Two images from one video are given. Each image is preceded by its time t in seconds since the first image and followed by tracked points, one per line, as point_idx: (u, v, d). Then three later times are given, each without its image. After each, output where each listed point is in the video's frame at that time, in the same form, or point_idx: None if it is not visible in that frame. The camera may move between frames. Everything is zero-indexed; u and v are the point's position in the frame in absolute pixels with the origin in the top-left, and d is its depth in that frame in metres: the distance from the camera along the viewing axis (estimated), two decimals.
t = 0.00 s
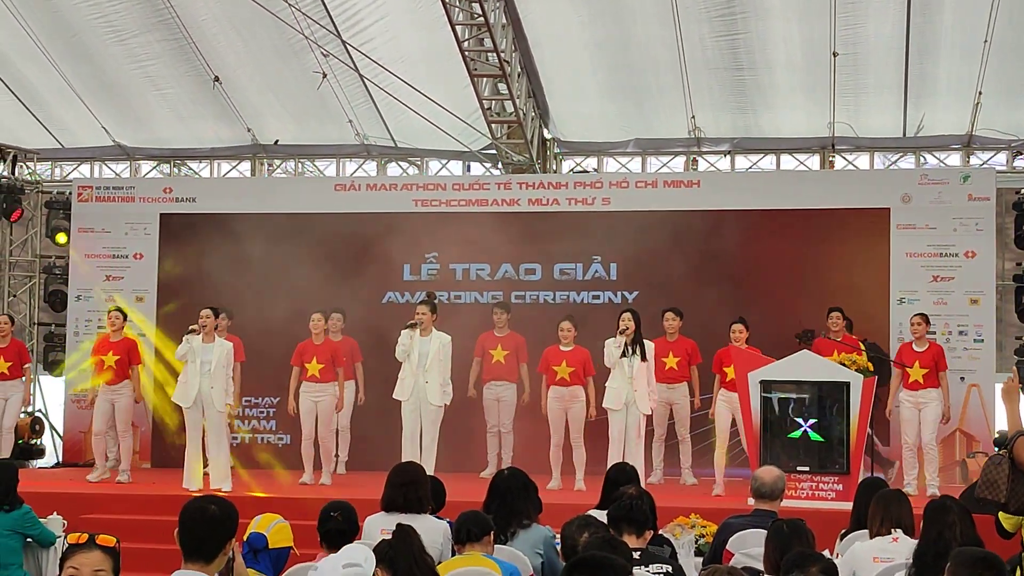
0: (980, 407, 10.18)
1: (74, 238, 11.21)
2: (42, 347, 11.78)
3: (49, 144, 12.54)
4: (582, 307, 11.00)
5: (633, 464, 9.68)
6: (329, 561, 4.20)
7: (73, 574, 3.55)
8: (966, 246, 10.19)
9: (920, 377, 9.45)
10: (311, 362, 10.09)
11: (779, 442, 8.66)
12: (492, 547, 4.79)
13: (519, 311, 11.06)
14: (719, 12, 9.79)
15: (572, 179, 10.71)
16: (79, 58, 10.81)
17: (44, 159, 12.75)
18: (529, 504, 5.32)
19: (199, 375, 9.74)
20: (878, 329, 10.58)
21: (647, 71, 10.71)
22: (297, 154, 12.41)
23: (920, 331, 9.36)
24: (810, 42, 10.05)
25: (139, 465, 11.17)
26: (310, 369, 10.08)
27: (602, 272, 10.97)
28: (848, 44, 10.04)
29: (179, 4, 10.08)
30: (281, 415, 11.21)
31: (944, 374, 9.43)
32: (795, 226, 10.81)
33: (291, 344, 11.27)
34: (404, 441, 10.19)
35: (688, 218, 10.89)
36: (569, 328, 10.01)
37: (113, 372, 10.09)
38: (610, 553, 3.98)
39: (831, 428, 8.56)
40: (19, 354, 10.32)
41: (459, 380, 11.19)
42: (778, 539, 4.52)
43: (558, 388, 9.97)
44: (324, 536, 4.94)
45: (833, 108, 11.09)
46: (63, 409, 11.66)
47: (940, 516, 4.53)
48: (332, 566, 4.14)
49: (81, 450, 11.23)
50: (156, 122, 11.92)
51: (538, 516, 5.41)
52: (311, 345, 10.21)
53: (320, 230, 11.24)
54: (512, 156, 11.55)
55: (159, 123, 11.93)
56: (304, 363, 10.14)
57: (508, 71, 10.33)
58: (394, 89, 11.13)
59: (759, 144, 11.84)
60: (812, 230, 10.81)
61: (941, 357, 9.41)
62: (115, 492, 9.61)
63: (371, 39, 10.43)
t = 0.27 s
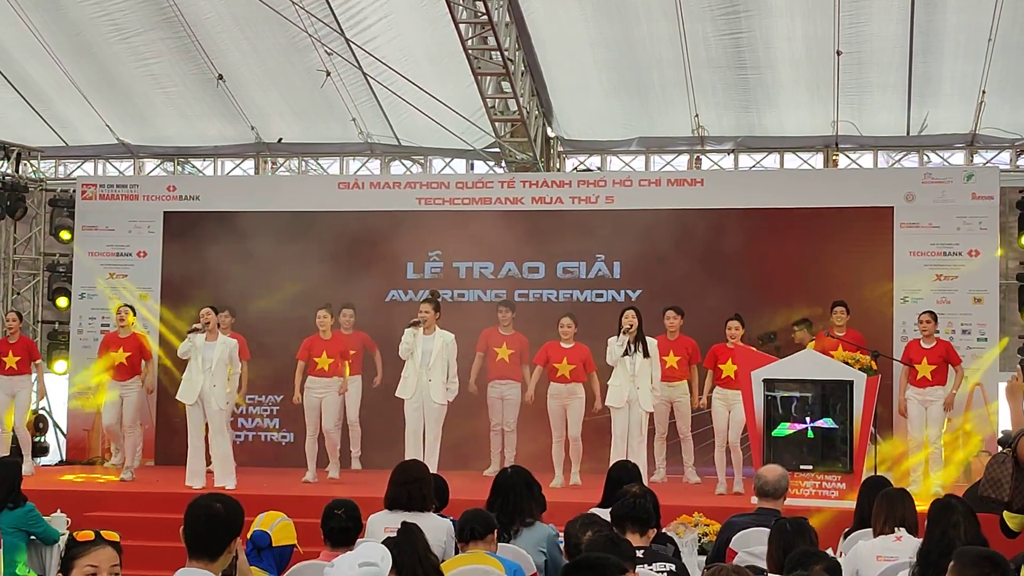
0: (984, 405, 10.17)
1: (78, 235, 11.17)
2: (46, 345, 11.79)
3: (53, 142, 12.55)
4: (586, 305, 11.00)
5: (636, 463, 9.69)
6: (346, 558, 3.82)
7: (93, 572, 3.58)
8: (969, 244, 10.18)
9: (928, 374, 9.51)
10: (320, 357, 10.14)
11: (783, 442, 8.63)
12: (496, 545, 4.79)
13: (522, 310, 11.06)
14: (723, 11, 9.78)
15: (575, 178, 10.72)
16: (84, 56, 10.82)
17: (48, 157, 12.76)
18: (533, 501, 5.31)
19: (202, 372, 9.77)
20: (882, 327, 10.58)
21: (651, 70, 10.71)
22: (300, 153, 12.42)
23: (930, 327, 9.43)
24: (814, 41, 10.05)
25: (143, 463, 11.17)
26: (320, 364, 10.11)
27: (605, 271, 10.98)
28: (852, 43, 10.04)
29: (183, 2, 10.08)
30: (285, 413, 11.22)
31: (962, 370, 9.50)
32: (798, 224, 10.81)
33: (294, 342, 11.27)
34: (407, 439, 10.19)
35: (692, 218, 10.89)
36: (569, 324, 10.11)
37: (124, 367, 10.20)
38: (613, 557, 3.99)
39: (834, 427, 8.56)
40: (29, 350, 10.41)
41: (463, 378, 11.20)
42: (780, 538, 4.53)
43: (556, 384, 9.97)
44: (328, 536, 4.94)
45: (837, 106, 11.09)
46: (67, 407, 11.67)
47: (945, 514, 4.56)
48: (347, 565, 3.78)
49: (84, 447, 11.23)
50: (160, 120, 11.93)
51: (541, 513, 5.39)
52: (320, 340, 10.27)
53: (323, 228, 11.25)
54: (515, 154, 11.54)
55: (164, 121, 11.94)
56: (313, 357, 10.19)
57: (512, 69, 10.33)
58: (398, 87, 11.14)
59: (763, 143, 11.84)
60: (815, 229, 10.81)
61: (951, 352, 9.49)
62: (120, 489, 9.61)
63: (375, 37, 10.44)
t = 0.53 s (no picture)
0: (987, 405, 10.16)
1: (81, 234, 11.22)
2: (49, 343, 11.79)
3: (56, 140, 12.56)
4: (589, 304, 10.99)
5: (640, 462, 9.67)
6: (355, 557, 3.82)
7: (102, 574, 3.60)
8: (973, 244, 10.17)
9: (933, 374, 9.45)
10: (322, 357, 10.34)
11: (786, 441, 8.62)
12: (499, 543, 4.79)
13: (526, 308, 11.05)
14: (727, 9, 9.77)
15: (578, 177, 10.80)
16: (88, 54, 10.82)
17: (52, 155, 12.77)
18: (535, 500, 5.30)
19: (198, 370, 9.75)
20: (885, 326, 10.57)
21: (655, 68, 10.70)
22: (304, 151, 12.42)
23: (935, 327, 9.39)
24: (818, 39, 10.03)
25: (146, 462, 11.17)
26: (322, 363, 10.31)
27: (609, 269, 10.97)
28: (855, 41, 10.03)
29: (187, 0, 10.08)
30: (288, 411, 11.22)
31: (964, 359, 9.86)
32: (802, 223, 10.80)
33: (298, 341, 11.26)
34: (410, 438, 10.19)
35: (696, 218, 10.88)
36: (571, 324, 10.10)
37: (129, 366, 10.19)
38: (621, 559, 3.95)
39: (837, 426, 8.55)
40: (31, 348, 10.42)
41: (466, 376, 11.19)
42: (784, 537, 4.52)
43: (561, 385, 9.99)
44: (332, 535, 4.94)
45: (841, 105, 11.08)
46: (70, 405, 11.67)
47: (950, 512, 4.53)
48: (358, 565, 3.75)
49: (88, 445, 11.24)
50: (164, 118, 11.93)
51: (544, 512, 5.38)
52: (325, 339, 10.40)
53: (327, 227, 11.25)
54: (519, 153, 11.53)
55: (167, 119, 11.93)
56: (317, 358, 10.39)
57: (515, 67, 10.32)
58: (401, 85, 11.13)
59: (766, 141, 11.83)
60: (819, 228, 10.79)
61: (953, 355, 9.42)
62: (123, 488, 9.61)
63: (379, 35, 10.43)
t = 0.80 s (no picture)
0: (992, 404, 10.14)
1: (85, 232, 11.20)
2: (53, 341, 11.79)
3: (60, 139, 12.56)
4: (593, 303, 10.99)
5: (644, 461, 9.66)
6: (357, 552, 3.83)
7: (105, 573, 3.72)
8: (977, 243, 10.17)
9: (936, 372, 9.48)
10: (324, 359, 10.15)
11: (790, 441, 8.60)
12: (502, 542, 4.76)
13: (530, 307, 11.05)
14: (732, 8, 9.77)
15: (582, 175, 10.73)
16: (92, 53, 10.82)
17: (56, 153, 12.77)
18: (539, 499, 5.29)
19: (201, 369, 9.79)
20: (889, 325, 10.57)
21: (659, 67, 10.69)
22: (308, 150, 12.42)
23: (940, 327, 9.43)
24: (823, 39, 10.03)
25: (150, 460, 11.16)
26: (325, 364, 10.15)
27: (613, 268, 10.97)
28: (860, 40, 10.02)
29: None
30: (292, 410, 11.21)
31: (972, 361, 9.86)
32: (807, 222, 10.80)
33: (302, 339, 11.26)
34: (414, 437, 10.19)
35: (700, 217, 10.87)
36: (575, 324, 10.11)
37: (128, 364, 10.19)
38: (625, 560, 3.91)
39: (842, 425, 8.53)
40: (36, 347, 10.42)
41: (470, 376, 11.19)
42: (790, 536, 4.51)
43: (563, 383, 10.00)
44: (337, 533, 4.93)
45: (845, 104, 11.07)
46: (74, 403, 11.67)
47: (957, 513, 4.54)
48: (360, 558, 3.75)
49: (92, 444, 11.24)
50: (168, 117, 11.93)
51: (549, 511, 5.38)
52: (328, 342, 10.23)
53: (331, 226, 11.25)
54: (523, 152, 11.52)
55: (171, 118, 11.94)
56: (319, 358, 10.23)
57: (520, 66, 10.32)
58: (406, 84, 11.13)
59: (771, 140, 11.83)
60: (823, 227, 10.79)
61: (958, 351, 9.45)
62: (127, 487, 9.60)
63: (383, 34, 10.43)
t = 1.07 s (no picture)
0: (996, 405, 10.13)
1: (90, 232, 11.21)
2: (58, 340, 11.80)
3: (65, 138, 12.57)
4: (598, 304, 10.98)
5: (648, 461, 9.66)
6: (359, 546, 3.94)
7: None
8: (982, 244, 10.16)
9: (943, 374, 9.43)
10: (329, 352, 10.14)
11: (794, 442, 8.61)
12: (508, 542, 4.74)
13: (534, 308, 11.04)
14: (737, 8, 9.76)
15: (587, 175, 10.72)
16: (98, 52, 10.83)
17: (61, 153, 12.78)
18: (544, 499, 5.25)
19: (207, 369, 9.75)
20: (894, 326, 10.56)
21: (664, 67, 10.69)
22: (313, 149, 12.42)
23: (943, 329, 9.43)
24: (828, 39, 10.03)
25: (154, 460, 11.16)
26: (328, 359, 10.11)
27: (617, 268, 10.96)
28: (865, 41, 10.02)
29: None
30: (296, 410, 11.22)
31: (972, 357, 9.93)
32: (811, 222, 10.79)
33: (306, 339, 11.26)
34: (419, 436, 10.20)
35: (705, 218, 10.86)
36: (579, 323, 10.11)
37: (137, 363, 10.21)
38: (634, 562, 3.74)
39: (846, 426, 8.54)
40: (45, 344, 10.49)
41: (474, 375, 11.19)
42: (794, 538, 4.48)
43: (567, 382, 9.96)
44: (341, 532, 4.95)
45: (850, 105, 11.07)
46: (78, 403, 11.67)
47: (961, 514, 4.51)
48: (363, 552, 3.87)
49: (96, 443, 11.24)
50: (173, 117, 11.94)
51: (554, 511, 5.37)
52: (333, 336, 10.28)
53: (336, 225, 11.25)
54: (528, 152, 11.52)
55: (176, 118, 11.94)
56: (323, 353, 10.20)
57: (525, 66, 10.32)
58: (411, 84, 11.13)
59: (775, 141, 11.83)
60: (828, 228, 10.79)
61: (960, 355, 9.47)
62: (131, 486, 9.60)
63: (388, 34, 10.43)
